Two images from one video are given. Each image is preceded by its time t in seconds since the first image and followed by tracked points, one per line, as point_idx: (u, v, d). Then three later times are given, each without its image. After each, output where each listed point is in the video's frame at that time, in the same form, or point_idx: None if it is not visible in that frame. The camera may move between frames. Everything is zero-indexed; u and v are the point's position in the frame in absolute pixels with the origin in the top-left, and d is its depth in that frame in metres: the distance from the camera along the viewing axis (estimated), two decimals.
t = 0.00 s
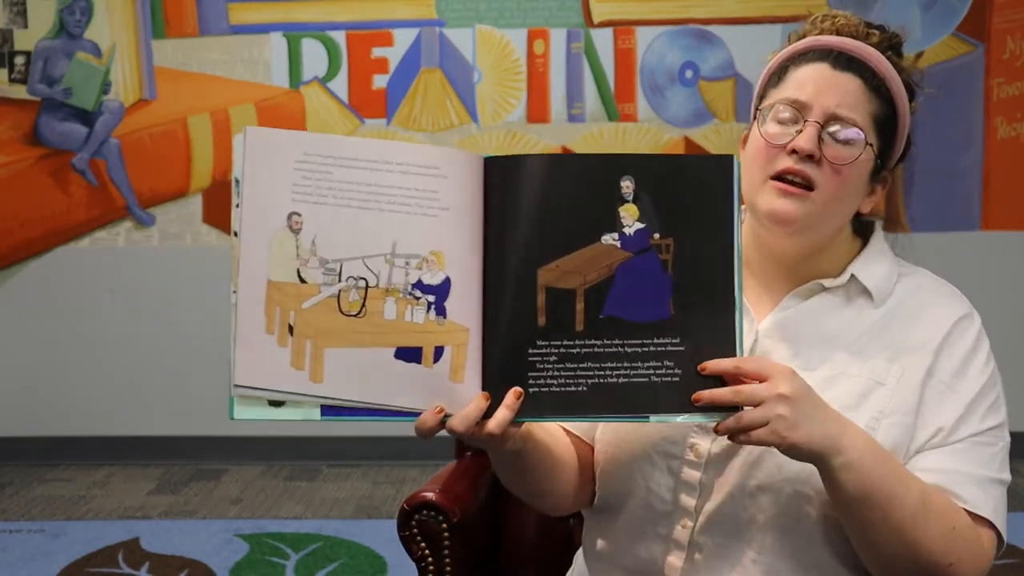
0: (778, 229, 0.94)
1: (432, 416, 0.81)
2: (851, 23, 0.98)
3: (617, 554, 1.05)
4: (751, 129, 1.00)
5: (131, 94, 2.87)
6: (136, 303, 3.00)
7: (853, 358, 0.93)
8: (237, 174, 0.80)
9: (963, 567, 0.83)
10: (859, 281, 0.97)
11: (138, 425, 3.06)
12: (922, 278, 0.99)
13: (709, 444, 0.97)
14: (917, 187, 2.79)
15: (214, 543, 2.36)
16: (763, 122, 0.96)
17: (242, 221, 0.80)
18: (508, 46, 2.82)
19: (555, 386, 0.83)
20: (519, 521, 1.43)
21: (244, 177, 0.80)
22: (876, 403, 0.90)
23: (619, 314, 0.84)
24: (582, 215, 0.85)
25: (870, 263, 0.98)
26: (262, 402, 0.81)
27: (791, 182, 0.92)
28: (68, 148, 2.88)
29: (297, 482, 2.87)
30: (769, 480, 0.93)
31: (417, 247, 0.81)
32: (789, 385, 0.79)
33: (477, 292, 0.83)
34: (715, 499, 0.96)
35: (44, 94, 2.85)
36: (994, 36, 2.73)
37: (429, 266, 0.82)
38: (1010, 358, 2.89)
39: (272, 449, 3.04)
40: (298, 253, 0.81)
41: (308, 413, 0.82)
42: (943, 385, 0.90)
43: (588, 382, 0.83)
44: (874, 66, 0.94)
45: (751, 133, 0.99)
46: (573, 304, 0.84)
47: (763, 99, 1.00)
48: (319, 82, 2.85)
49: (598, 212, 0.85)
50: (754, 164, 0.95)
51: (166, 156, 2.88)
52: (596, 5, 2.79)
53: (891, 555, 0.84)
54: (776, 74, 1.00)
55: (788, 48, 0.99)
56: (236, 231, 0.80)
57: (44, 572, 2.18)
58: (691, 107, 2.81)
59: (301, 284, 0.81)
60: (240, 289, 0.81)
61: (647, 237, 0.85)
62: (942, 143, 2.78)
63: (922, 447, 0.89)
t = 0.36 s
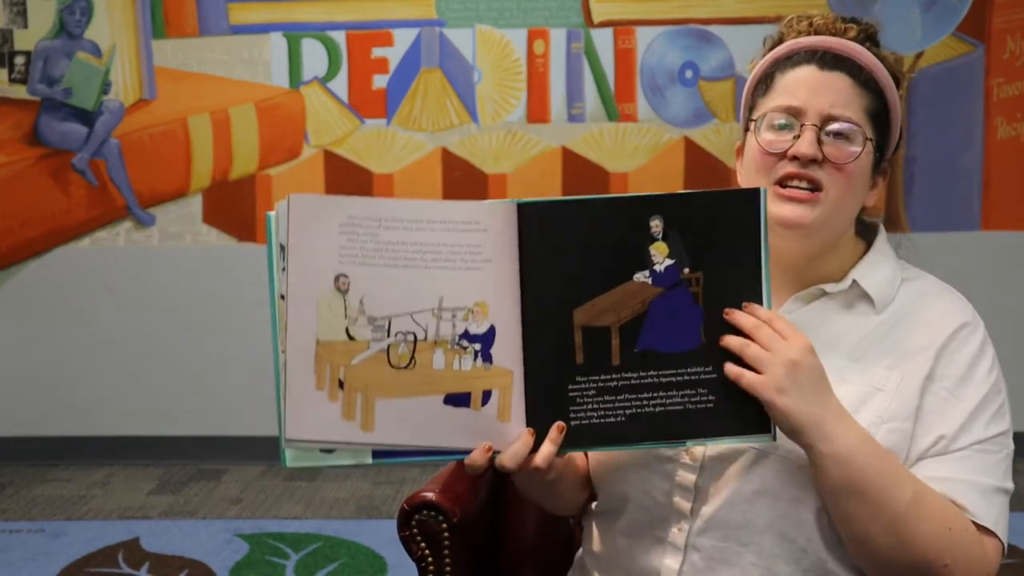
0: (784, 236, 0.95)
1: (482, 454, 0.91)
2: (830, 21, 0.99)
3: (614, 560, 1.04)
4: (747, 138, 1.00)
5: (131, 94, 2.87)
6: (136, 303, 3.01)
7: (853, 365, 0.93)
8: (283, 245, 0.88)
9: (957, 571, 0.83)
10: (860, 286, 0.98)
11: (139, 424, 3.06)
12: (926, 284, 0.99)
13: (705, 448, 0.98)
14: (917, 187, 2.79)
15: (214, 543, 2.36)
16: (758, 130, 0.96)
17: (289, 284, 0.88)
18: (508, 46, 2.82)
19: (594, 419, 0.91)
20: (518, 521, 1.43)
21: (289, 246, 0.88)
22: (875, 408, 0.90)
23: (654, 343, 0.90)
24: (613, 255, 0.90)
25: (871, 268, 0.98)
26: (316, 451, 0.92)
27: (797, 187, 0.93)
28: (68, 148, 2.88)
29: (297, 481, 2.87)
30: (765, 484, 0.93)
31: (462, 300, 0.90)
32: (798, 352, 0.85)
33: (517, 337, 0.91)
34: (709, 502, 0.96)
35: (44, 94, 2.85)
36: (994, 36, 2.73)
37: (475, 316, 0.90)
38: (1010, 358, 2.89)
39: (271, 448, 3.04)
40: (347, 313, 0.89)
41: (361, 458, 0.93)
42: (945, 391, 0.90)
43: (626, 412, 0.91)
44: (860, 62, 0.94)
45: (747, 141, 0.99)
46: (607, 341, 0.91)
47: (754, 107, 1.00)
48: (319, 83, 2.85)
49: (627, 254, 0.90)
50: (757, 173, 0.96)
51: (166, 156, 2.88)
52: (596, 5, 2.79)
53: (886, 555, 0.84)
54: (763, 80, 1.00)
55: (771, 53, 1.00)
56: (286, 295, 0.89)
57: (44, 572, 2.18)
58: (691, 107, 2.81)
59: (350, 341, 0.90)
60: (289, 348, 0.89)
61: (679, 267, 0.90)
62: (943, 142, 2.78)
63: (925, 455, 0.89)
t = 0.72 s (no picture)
0: (778, 238, 0.93)
1: (464, 446, 0.93)
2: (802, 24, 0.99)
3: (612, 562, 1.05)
4: (730, 144, 0.99)
5: (131, 94, 2.86)
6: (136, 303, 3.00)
7: (850, 374, 0.94)
8: (289, 238, 0.92)
9: None
10: (853, 294, 0.97)
11: (138, 424, 3.06)
12: (921, 287, 0.98)
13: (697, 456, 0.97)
14: (917, 187, 2.79)
15: (214, 543, 2.36)
16: (741, 132, 0.96)
17: (296, 275, 0.92)
18: (508, 46, 2.82)
19: (572, 419, 0.92)
20: (518, 518, 1.43)
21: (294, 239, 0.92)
22: (871, 419, 0.90)
23: (635, 350, 0.92)
24: (596, 265, 0.93)
25: (865, 274, 0.97)
26: (317, 433, 0.94)
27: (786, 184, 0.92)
28: (69, 148, 2.88)
29: (297, 482, 2.87)
30: (759, 495, 0.92)
31: (445, 297, 0.93)
32: (773, 380, 0.87)
33: (501, 340, 0.94)
34: (703, 512, 0.95)
35: (44, 94, 2.85)
36: (994, 36, 2.73)
37: (456, 314, 0.93)
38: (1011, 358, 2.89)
39: (271, 448, 3.03)
40: (343, 303, 0.93)
41: (357, 441, 0.95)
42: (945, 400, 0.89)
43: (603, 416, 0.92)
44: (837, 60, 0.94)
45: (730, 147, 0.99)
46: (587, 346, 0.93)
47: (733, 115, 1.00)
48: (319, 83, 2.85)
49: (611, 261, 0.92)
50: (743, 175, 0.95)
51: (166, 156, 2.88)
52: (596, 5, 2.79)
53: (889, 563, 0.85)
54: (741, 87, 1.00)
55: (747, 60, 1.00)
56: (292, 284, 0.93)
57: (43, 572, 2.18)
58: (691, 107, 2.81)
59: (346, 329, 0.93)
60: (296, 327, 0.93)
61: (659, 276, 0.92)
62: (943, 143, 2.77)
63: (931, 466, 0.88)
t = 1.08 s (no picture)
0: (778, 234, 0.93)
1: (447, 449, 0.94)
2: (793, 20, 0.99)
3: (614, 563, 1.05)
4: (725, 144, 0.99)
5: (131, 94, 2.86)
6: (137, 303, 3.00)
7: (843, 363, 0.94)
8: (263, 247, 0.92)
9: (957, 569, 0.82)
10: (851, 290, 0.97)
11: (138, 425, 3.06)
12: (921, 283, 0.98)
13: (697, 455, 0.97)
14: (917, 187, 2.79)
15: (214, 543, 2.36)
16: (736, 132, 0.96)
17: (269, 286, 0.92)
18: (508, 46, 2.82)
19: (553, 421, 0.94)
20: (519, 518, 1.43)
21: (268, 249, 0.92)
22: (862, 412, 0.91)
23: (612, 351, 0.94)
24: (573, 270, 0.95)
25: (865, 270, 0.97)
26: (297, 441, 0.95)
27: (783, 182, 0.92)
28: (69, 148, 2.88)
29: (297, 482, 2.87)
30: (755, 492, 0.92)
31: (427, 302, 0.94)
32: (761, 368, 0.88)
33: (482, 342, 0.95)
34: (702, 510, 0.95)
35: (44, 94, 2.85)
36: (994, 36, 2.73)
37: (438, 318, 0.94)
38: (1011, 359, 2.88)
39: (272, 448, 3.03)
40: (321, 312, 0.93)
41: (338, 449, 0.95)
42: (939, 394, 0.89)
43: (582, 416, 0.94)
44: (829, 56, 0.94)
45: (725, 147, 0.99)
46: (565, 347, 0.95)
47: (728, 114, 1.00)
48: (319, 83, 2.85)
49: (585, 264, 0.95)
50: (740, 175, 0.95)
51: (165, 156, 2.88)
52: (596, 5, 2.79)
53: (881, 555, 0.85)
54: (735, 87, 1.00)
55: (740, 59, 1.00)
56: (265, 294, 0.93)
57: (44, 572, 2.18)
58: (691, 107, 2.81)
59: (324, 337, 0.94)
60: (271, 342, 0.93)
61: (633, 279, 0.94)
62: (943, 143, 2.77)
63: (925, 459, 0.88)
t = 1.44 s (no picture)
0: (776, 241, 0.93)
1: (451, 457, 0.94)
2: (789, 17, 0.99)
3: (614, 561, 1.05)
4: (721, 150, 0.99)
5: (131, 94, 2.86)
6: (136, 303, 3.00)
7: (840, 360, 0.94)
8: (261, 262, 0.93)
9: (957, 564, 0.82)
10: (850, 289, 0.97)
11: (139, 425, 3.06)
12: (921, 282, 0.98)
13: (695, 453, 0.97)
14: (918, 187, 2.79)
15: (214, 543, 2.36)
16: (731, 139, 0.95)
17: (268, 302, 0.94)
18: (508, 46, 2.82)
19: (552, 425, 0.94)
20: (519, 519, 1.43)
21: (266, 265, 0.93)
22: (857, 409, 0.91)
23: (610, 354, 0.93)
24: (569, 275, 0.94)
25: (864, 271, 0.97)
26: (299, 454, 0.95)
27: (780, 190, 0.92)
28: (69, 148, 2.88)
29: (297, 482, 2.87)
30: (752, 487, 0.93)
31: (427, 313, 0.94)
32: (764, 364, 0.88)
33: (482, 349, 0.95)
34: (699, 506, 0.95)
35: (44, 94, 2.84)
36: (994, 36, 2.73)
37: (438, 328, 0.94)
38: (1012, 358, 2.88)
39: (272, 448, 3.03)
40: (321, 325, 0.94)
41: (340, 461, 0.96)
42: (936, 391, 0.89)
43: (583, 420, 0.94)
44: (823, 58, 0.93)
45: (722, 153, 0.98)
46: (563, 351, 0.94)
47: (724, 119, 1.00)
48: (319, 83, 2.85)
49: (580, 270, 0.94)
50: (736, 183, 0.95)
51: (166, 156, 2.88)
52: (596, 5, 2.79)
53: (877, 547, 0.85)
54: (730, 91, 1.00)
55: (734, 62, 0.99)
56: (266, 310, 0.94)
57: (44, 572, 2.18)
58: (691, 107, 2.81)
59: (325, 351, 0.94)
60: (269, 357, 0.94)
61: (627, 283, 0.93)
62: (943, 143, 2.77)
63: (924, 455, 0.88)
